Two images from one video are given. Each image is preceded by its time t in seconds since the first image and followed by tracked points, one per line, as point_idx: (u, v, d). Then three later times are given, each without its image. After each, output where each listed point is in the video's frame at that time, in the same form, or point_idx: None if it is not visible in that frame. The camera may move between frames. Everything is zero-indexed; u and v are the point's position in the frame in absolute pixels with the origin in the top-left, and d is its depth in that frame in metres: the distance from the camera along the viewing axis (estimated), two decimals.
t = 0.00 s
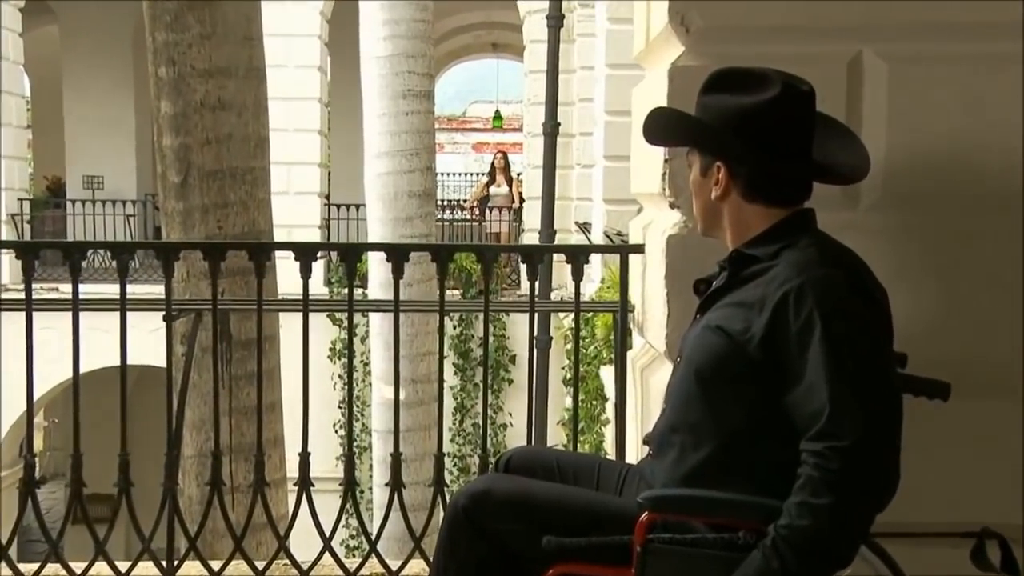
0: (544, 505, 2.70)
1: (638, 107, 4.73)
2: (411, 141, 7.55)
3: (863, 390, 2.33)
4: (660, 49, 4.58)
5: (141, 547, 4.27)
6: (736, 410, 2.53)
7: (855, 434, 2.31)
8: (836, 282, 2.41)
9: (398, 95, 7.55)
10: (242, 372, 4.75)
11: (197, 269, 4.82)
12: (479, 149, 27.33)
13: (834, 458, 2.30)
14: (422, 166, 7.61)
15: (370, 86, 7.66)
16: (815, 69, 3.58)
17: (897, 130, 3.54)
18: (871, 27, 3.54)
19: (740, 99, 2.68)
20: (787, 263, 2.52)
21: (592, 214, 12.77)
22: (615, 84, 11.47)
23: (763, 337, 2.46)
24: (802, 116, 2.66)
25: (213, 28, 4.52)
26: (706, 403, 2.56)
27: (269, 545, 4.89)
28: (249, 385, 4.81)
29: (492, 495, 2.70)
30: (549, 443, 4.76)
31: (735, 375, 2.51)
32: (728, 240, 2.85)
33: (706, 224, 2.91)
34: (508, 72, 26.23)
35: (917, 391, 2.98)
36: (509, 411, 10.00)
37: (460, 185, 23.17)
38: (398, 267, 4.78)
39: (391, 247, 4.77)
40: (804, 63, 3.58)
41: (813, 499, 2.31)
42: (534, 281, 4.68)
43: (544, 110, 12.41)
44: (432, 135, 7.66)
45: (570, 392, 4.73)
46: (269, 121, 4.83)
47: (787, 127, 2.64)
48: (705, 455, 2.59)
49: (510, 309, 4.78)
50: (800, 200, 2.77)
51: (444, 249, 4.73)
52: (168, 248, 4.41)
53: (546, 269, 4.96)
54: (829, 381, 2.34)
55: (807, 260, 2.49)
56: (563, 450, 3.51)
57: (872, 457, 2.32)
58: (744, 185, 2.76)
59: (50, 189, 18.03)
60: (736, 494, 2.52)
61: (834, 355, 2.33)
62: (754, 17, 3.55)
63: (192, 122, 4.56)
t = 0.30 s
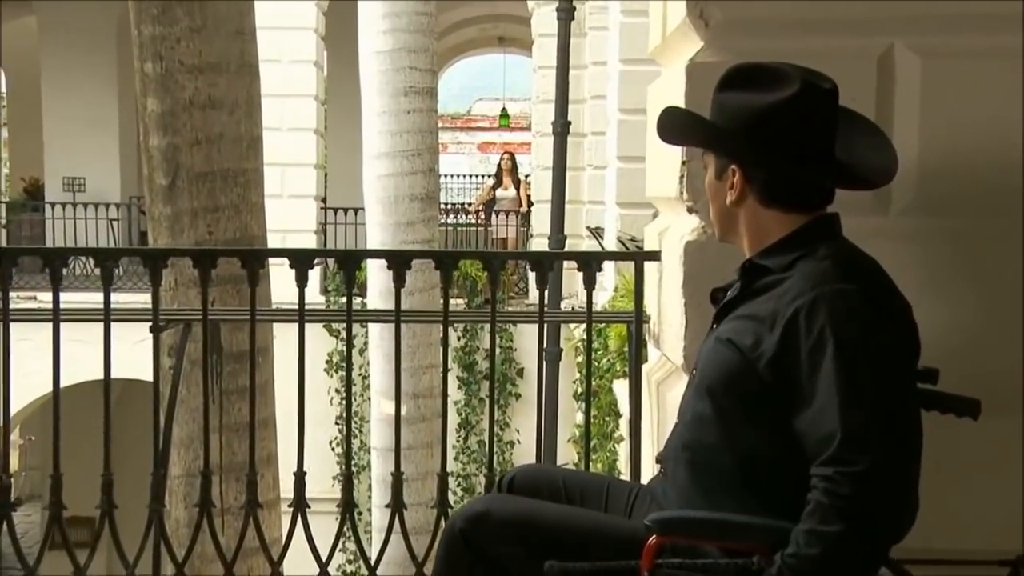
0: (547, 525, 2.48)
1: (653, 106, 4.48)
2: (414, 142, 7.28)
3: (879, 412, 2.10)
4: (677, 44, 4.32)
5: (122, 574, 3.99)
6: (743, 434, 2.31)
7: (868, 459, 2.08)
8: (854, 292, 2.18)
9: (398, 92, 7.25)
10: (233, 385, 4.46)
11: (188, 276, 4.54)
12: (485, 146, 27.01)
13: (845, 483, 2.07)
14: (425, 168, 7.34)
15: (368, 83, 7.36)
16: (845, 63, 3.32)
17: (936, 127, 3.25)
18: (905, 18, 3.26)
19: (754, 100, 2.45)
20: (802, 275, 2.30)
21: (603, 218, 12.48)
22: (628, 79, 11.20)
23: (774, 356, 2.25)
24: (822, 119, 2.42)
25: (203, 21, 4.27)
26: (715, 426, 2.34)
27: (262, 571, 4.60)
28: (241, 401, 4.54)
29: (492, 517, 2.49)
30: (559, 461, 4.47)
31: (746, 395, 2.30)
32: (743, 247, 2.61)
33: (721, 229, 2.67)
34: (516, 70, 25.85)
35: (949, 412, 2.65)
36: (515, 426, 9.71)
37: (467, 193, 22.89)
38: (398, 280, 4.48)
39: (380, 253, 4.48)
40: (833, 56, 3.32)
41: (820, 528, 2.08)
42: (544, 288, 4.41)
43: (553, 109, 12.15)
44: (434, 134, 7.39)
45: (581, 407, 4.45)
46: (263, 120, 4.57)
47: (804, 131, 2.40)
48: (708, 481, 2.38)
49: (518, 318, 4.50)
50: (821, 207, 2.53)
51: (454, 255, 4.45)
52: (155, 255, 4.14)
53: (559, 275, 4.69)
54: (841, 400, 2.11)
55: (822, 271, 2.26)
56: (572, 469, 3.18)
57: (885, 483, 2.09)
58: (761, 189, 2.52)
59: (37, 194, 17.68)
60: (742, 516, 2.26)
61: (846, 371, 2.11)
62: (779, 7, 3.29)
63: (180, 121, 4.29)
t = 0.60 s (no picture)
0: (542, 548, 2.49)
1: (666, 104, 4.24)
2: (414, 142, 7.02)
3: (871, 433, 2.03)
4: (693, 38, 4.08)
5: None
6: (739, 453, 2.22)
7: (857, 485, 2.02)
8: (853, 309, 2.11)
9: (398, 89, 7.03)
10: (221, 400, 4.21)
11: (173, 284, 4.30)
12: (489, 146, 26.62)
13: (831, 510, 2.02)
14: (425, 169, 7.07)
15: (364, 80, 7.12)
16: (874, 59, 3.07)
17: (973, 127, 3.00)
18: (938, 12, 3.00)
19: (761, 99, 2.39)
20: (802, 288, 2.23)
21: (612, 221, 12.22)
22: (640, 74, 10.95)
23: (770, 372, 2.16)
24: (830, 121, 2.34)
25: (189, 14, 4.06)
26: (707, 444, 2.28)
27: None
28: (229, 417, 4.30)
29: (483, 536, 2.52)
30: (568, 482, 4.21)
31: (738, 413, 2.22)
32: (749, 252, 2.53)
33: (729, 233, 2.59)
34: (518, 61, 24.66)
35: (969, 427, 2.45)
36: (520, 444, 9.43)
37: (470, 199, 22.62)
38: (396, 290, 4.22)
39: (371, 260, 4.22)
40: (860, 52, 3.07)
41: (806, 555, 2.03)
42: (551, 297, 4.16)
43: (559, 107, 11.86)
44: (434, 134, 7.14)
45: (590, 423, 4.20)
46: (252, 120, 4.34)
47: (810, 133, 2.33)
48: (704, 501, 2.28)
49: (523, 328, 4.25)
50: (830, 214, 2.44)
51: (455, 263, 4.20)
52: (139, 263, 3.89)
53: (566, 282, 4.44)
54: (832, 423, 2.05)
55: (820, 285, 2.19)
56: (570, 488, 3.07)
57: (877, 508, 2.03)
58: (766, 192, 2.44)
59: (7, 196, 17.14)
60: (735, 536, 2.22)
61: (840, 392, 2.04)
62: None
63: (165, 119, 4.07)
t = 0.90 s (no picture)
0: None
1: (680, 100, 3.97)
2: (410, 140, 6.74)
3: (864, 456, 1.91)
4: (709, 30, 3.82)
5: None
6: (730, 474, 2.09)
7: (845, 509, 1.90)
8: (850, 323, 1.97)
9: (393, 83, 6.74)
10: (202, 417, 3.95)
11: (151, 293, 4.04)
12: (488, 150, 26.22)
13: (815, 536, 1.91)
14: (421, 168, 6.79)
15: (357, 74, 6.82)
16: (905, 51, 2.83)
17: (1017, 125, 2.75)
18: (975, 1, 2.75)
19: (760, 95, 2.24)
20: (800, 295, 2.09)
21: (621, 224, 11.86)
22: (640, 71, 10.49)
23: (763, 386, 2.03)
24: (835, 121, 2.19)
25: (168, 3, 3.91)
26: (701, 464, 2.13)
27: None
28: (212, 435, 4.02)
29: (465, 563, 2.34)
30: (575, 504, 3.93)
31: (734, 432, 2.08)
32: (748, 259, 2.36)
33: (726, 240, 2.43)
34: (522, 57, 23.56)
35: (981, 446, 2.13)
36: (523, 463, 9.09)
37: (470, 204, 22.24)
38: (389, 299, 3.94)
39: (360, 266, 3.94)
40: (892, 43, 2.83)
41: None
42: (556, 307, 3.89)
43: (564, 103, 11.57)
44: (431, 131, 6.85)
45: (598, 441, 3.92)
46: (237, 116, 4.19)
47: (812, 133, 2.18)
48: (698, 525, 2.16)
49: (525, 340, 3.98)
50: (834, 219, 2.28)
51: (453, 270, 3.93)
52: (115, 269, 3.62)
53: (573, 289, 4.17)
54: (821, 444, 1.93)
55: (816, 294, 2.06)
56: (561, 510, 2.93)
57: (865, 534, 1.92)
58: (766, 195, 2.28)
59: None
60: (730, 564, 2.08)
61: (831, 411, 1.92)
62: None
63: (142, 116, 3.92)
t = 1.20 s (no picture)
0: None
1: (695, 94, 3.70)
2: (405, 135, 5.94)
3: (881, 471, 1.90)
4: (729, 18, 3.57)
5: None
6: (746, 491, 2.04)
7: (865, 530, 1.88)
8: (866, 334, 1.95)
9: (384, 75, 5.95)
10: (181, 434, 3.67)
11: (126, 300, 3.76)
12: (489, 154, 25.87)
13: (834, 558, 1.88)
14: (417, 166, 5.97)
15: (346, 63, 6.02)
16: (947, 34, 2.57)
17: None
18: None
19: (775, 91, 2.18)
20: (816, 305, 2.06)
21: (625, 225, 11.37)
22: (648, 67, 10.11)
23: (781, 398, 1.99)
24: (856, 115, 2.14)
25: None
26: (714, 484, 2.08)
27: None
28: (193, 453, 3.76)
29: None
30: (581, 527, 3.65)
31: (749, 448, 2.04)
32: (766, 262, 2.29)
33: (743, 245, 2.36)
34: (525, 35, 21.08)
35: (999, 463, 2.12)
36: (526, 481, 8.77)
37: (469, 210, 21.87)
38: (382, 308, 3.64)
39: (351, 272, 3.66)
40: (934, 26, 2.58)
41: None
42: (562, 315, 3.62)
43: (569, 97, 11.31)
44: (429, 125, 6.06)
45: (607, 459, 3.64)
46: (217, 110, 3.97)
47: (832, 125, 2.12)
48: (713, 550, 2.09)
49: (528, 350, 3.70)
50: (859, 221, 2.20)
51: (452, 275, 3.64)
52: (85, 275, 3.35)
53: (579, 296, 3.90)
54: (840, 460, 1.90)
55: (837, 300, 2.03)
56: (567, 531, 2.66)
57: (885, 551, 1.90)
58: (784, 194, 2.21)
59: None
60: None
61: (850, 425, 1.90)
62: None
63: (115, 109, 3.70)
